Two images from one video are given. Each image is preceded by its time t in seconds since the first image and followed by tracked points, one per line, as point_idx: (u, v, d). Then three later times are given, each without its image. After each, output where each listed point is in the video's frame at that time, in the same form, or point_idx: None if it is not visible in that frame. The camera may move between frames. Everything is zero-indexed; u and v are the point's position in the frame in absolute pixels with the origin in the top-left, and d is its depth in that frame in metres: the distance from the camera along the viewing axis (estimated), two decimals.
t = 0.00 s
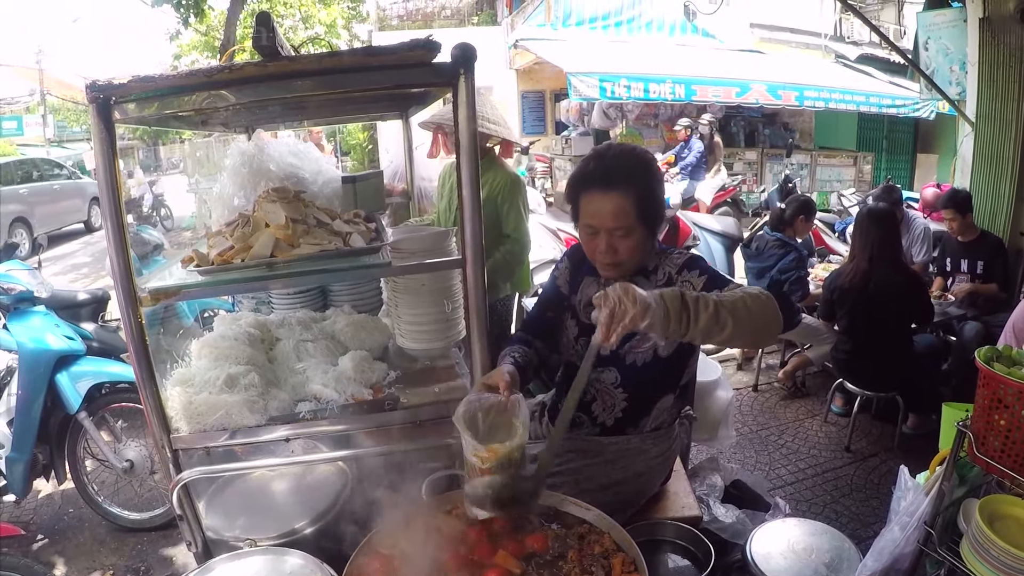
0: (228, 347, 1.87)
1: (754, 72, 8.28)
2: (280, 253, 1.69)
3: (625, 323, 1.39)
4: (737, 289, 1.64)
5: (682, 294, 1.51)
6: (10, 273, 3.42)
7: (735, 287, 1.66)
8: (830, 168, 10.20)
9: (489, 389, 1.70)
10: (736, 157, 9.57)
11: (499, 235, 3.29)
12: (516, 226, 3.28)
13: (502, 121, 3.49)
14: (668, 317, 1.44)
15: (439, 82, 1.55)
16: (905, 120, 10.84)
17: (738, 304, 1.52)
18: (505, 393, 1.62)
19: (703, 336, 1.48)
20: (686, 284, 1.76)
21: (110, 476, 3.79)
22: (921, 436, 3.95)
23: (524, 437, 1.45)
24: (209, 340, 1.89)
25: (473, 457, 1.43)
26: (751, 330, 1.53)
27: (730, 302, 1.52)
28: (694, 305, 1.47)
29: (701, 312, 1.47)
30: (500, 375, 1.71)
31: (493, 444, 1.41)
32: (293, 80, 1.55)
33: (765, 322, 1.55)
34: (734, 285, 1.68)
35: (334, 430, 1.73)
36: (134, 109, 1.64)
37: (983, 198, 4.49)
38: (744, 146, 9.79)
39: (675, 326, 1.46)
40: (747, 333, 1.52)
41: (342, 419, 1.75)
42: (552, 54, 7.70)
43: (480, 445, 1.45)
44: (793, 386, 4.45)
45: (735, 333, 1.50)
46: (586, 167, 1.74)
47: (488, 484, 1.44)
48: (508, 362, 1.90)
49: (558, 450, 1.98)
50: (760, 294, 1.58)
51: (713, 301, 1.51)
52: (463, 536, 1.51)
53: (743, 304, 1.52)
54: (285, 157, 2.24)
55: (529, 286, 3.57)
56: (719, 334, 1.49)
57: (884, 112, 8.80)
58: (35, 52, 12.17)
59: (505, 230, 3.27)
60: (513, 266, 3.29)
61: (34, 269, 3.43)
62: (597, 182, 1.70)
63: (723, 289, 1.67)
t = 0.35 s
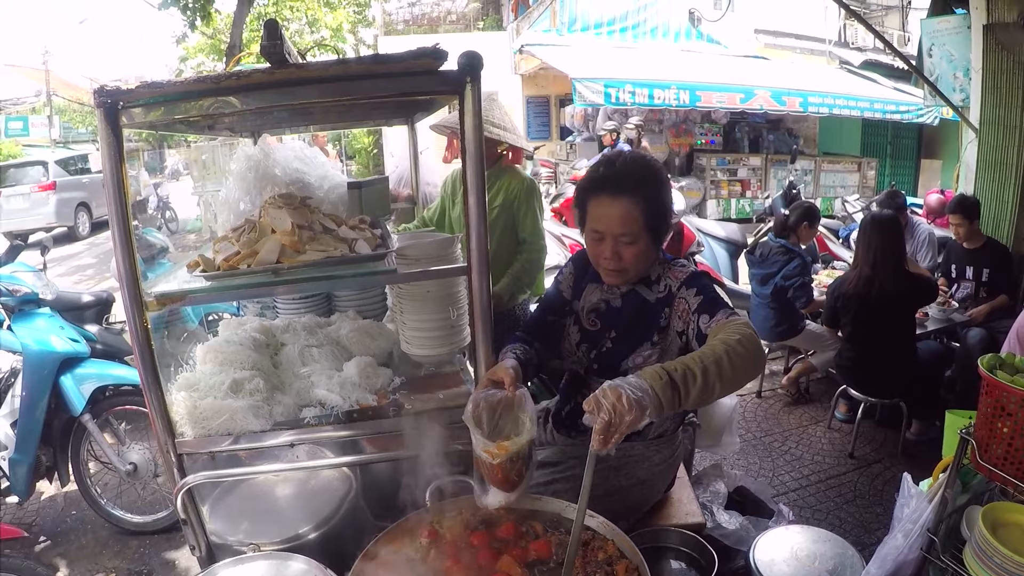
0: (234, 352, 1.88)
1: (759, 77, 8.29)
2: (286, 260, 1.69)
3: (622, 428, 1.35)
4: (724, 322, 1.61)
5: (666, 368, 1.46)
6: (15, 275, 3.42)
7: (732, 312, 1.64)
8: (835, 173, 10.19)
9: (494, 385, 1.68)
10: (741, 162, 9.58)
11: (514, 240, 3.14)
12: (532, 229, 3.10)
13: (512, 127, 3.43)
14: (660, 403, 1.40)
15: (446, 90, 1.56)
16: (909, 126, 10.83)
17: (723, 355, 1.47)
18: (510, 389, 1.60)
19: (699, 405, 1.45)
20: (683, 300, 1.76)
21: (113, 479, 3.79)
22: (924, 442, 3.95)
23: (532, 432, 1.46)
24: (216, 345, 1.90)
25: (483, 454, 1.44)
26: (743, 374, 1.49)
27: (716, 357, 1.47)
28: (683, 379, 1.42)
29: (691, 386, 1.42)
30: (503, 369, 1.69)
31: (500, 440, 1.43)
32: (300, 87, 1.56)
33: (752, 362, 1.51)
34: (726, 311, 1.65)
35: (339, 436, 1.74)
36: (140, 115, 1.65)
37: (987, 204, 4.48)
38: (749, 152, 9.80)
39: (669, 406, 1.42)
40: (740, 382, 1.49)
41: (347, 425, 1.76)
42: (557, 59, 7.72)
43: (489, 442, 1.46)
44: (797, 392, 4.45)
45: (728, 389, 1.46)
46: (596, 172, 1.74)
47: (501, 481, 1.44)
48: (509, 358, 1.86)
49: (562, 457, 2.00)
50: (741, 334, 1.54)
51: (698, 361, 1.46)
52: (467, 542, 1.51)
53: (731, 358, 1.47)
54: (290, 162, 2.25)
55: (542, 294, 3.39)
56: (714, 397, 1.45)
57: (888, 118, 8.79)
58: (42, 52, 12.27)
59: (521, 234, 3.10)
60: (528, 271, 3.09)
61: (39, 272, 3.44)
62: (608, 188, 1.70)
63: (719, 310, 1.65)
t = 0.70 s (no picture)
0: (236, 359, 1.88)
1: (761, 84, 8.30)
2: (288, 268, 1.70)
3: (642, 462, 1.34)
4: (721, 335, 1.62)
5: (673, 392, 1.45)
6: (17, 280, 3.41)
7: (730, 323, 1.66)
8: (837, 180, 10.19)
9: (497, 393, 1.68)
10: (743, 169, 9.58)
11: (524, 249, 3.13)
12: (541, 237, 3.10)
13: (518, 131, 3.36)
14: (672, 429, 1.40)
15: (449, 99, 1.57)
16: (911, 132, 10.84)
17: (726, 372, 1.49)
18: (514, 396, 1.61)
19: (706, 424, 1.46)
20: (682, 309, 1.76)
21: (114, 484, 3.79)
22: (926, 449, 3.94)
23: (539, 436, 1.47)
24: (217, 352, 1.90)
25: (490, 457, 1.44)
26: (744, 388, 1.52)
27: (718, 375, 1.49)
28: (692, 403, 1.43)
29: (699, 408, 1.43)
30: (507, 376, 1.69)
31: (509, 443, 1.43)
32: (304, 96, 1.57)
33: (751, 375, 1.53)
34: (724, 321, 1.66)
35: (341, 443, 1.74)
36: (145, 122, 1.66)
37: (988, 210, 4.48)
38: (751, 158, 9.81)
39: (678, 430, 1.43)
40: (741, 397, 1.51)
41: (348, 433, 1.76)
42: (560, 66, 7.74)
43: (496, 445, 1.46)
44: (799, 399, 4.46)
45: (733, 404, 1.49)
46: (597, 177, 1.75)
47: (505, 484, 1.45)
48: (513, 366, 1.87)
49: (563, 465, 2.01)
50: (736, 348, 1.55)
51: (702, 381, 1.47)
52: (468, 551, 1.50)
53: (733, 376, 1.49)
54: (293, 168, 2.25)
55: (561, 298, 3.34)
56: (719, 414, 1.47)
57: (890, 125, 8.79)
58: (46, 56, 12.33)
59: (530, 242, 3.09)
60: (543, 279, 3.07)
61: (42, 277, 3.45)
62: (609, 192, 1.71)
63: (717, 321, 1.67)
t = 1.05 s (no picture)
0: (235, 367, 1.88)
1: (761, 90, 8.32)
2: (287, 276, 1.70)
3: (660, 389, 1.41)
4: (736, 318, 1.66)
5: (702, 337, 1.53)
6: (17, 287, 3.42)
7: (742, 310, 1.69)
8: (837, 186, 10.19)
9: (494, 405, 1.67)
10: (743, 175, 9.59)
11: (522, 257, 3.13)
12: (540, 246, 3.10)
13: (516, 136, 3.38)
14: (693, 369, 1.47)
15: (448, 107, 1.57)
16: (911, 137, 10.85)
17: (751, 335, 1.56)
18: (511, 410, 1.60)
19: (726, 377, 1.52)
20: (689, 308, 1.76)
21: (113, 492, 3.78)
22: (926, 455, 3.91)
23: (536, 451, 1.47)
24: (216, 360, 1.90)
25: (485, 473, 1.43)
26: (765, 358, 1.57)
27: (744, 335, 1.55)
28: (717, 348, 1.50)
29: (723, 355, 1.50)
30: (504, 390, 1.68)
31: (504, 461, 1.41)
32: (304, 104, 1.57)
33: (774, 348, 1.59)
34: (735, 311, 1.68)
35: (340, 452, 1.74)
36: (144, 130, 1.66)
37: (988, 216, 4.48)
38: (751, 164, 9.82)
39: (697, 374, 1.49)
40: (759, 370, 1.58)
41: (348, 442, 1.76)
42: (560, 72, 7.76)
43: (490, 460, 1.48)
44: (800, 406, 4.42)
45: (754, 367, 1.54)
46: (594, 181, 1.76)
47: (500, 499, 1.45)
48: (512, 377, 1.88)
49: (565, 473, 1.96)
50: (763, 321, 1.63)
51: (730, 335, 1.54)
52: (468, 560, 1.49)
53: (760, 342, 1.56)
54: (292, 176, 2.25)
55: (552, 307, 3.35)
56: (739, 372, 1.53)
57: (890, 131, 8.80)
58: (46, 62, 12.34)
59: (529, 250, 3.10)
60: (539, 289, 3.08)
61: (41, 283, 3.45)
62: (604, 195, 1.72)
63: (729, 310, 1.69)
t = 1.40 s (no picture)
0: (233, 375, 1.87)
1: (760, 95, 8.34)
2: (286, 283, 1.69)
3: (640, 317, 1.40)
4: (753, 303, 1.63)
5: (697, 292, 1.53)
6: (16, 292, 3.41)
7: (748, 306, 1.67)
8: (837, 191, 10.20)
9: (494, 417, 1.65)
10: (743, 180, 9.61)
11: (523, 262, 3.13)
12: (540, 251, 3.10)
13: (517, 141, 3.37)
14: (681, 312, 1.47)
15: (448, 113, 1.57)
16: (910, 143, 10.87)
17: (752, 308, 1.54)
18: (509, 420, 1.57)
19: (715, 336, 1.50)
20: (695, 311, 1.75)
21: (112, 498, 3.77)
22: (927, 461, 3.91)
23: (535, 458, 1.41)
24: (214, 367, 1.90)
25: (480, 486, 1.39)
26: (763, 337, 1.54)
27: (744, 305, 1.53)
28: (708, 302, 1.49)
29: (713, 310, 1.49)
30: (504, 402, 1.66)
31: (497, 472, 1.37)
32: (302, 111, 1.56)
33: (777, 330, 1.55)
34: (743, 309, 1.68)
35: (339, 460, 1.73)
36: (142, 137, 1.66)
37: (988, 221, 4.47)
38: (750, 170, 9.83)
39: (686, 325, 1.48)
40: (753, 345, 1.54)
41: (348, 450, 1.75)
42: (559, 77, 7.77)
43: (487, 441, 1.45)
44: (800, 412, 4.45)
45: (749, 337, 1.51)
46: (592, 188, 1.76)
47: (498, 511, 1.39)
48: (513, 387, 1.86)
49: (565, 481, 1.97)
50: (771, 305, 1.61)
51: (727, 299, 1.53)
52: (468, 569, 1.48)
53: (760, 315, 1.54)
54: (292, 182, 2.25)
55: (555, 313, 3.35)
56: (731, 336, 1.50)
57: (889, 135, 8.81)
58: (46, 67, 12.35)
59: (529, 255, 3.10)
60: (539, 293, 3.08)
61: (40, 289, 3.44)
62: (603, 202, 1.73)
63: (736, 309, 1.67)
